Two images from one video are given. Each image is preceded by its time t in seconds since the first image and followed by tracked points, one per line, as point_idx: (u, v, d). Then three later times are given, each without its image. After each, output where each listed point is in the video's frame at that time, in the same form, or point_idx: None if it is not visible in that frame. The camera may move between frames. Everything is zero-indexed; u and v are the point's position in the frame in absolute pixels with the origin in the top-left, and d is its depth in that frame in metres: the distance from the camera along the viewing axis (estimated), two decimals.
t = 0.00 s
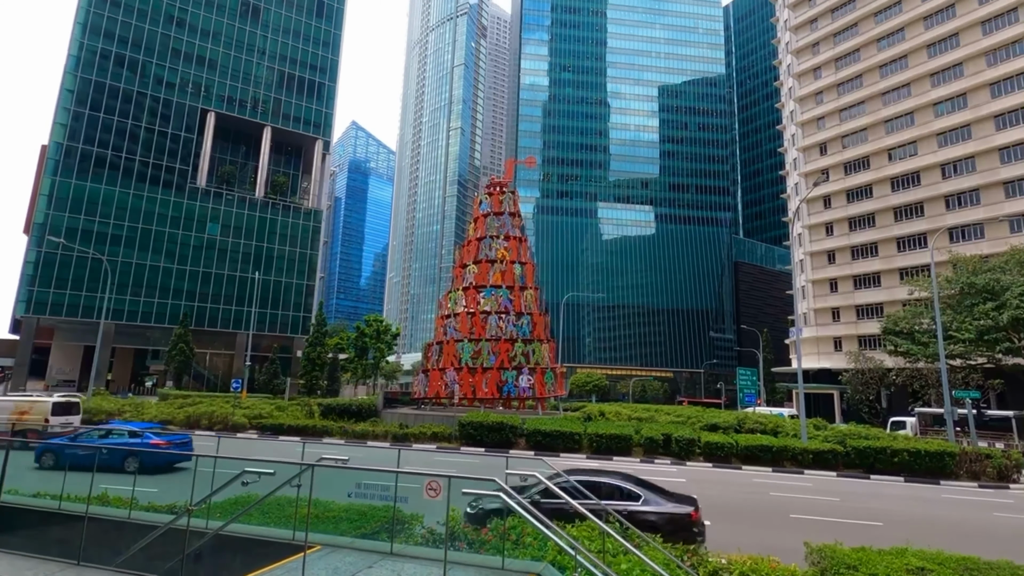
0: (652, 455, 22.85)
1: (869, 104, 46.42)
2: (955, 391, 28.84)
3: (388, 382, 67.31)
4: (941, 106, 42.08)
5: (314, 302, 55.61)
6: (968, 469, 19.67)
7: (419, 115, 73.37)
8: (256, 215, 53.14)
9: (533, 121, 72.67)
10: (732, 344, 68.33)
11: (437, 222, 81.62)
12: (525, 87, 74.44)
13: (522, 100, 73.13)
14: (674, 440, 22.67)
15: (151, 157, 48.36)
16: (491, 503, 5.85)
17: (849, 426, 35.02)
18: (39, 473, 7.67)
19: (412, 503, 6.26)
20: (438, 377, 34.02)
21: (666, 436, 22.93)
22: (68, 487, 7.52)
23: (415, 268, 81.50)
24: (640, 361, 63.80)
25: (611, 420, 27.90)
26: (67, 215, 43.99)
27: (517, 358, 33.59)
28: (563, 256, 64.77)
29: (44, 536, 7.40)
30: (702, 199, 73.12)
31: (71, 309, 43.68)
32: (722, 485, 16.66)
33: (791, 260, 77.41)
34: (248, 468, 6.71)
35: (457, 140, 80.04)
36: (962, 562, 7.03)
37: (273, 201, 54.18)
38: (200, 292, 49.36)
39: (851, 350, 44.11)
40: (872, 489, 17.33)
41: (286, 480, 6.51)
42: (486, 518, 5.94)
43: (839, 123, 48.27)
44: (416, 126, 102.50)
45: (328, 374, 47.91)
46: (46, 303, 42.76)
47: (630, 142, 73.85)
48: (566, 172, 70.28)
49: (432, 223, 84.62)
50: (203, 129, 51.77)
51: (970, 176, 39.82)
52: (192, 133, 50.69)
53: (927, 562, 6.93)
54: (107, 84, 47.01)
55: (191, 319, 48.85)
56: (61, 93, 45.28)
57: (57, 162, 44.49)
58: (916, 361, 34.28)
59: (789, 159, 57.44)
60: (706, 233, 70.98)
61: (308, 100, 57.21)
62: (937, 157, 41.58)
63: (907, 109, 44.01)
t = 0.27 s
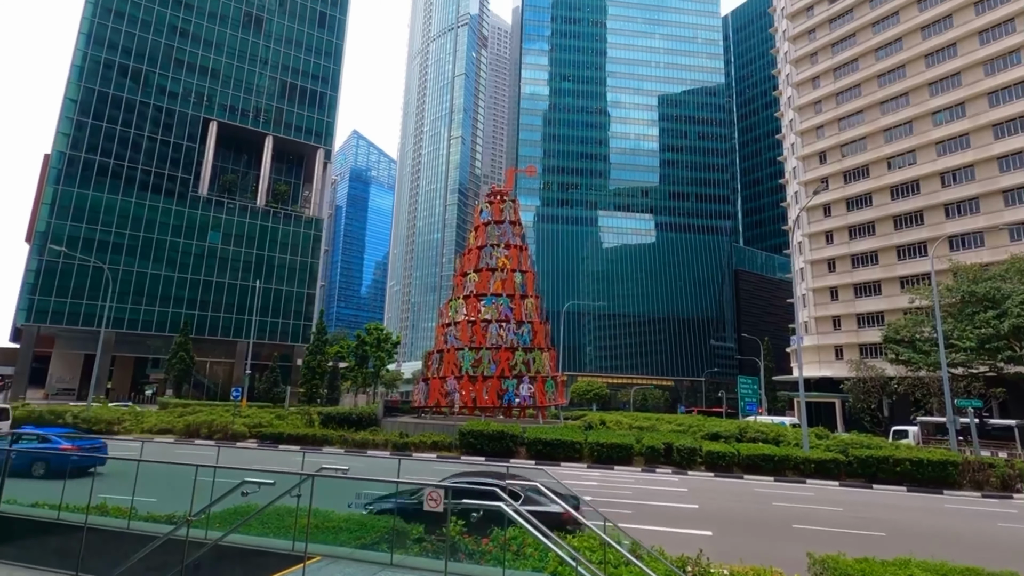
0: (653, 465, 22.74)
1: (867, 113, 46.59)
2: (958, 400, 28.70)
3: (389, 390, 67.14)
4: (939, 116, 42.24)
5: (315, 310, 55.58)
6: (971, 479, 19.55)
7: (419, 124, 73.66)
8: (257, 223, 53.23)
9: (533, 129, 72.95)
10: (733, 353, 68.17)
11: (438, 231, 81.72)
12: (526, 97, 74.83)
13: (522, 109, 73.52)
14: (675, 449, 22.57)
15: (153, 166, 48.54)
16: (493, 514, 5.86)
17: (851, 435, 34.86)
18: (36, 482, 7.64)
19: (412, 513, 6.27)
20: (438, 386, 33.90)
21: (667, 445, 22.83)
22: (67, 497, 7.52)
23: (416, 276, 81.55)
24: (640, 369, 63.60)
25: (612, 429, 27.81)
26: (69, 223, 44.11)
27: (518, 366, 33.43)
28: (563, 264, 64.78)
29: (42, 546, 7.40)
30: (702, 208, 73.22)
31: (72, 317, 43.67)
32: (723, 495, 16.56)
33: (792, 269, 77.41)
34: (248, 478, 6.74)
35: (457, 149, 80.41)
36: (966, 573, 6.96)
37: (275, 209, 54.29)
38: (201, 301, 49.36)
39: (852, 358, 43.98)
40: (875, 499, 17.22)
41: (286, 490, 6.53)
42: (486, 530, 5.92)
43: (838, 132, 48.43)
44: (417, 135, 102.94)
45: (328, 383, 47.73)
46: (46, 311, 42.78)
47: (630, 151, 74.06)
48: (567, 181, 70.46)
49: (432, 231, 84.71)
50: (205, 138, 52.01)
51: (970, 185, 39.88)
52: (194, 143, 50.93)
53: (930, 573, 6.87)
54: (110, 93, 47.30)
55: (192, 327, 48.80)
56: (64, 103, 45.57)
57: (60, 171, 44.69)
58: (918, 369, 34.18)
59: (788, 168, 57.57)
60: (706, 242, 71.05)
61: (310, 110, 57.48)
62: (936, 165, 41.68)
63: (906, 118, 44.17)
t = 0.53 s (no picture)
0: (655, 478, 22.58)
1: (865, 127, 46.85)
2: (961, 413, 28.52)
3: (389, 403, 66.91)
4: (936, 128, 42.44)
5: (315, 323, 55.51)
6: (976, 493, 19.37)
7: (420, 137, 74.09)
8: (258, 236, 53.36)
9: (533, 143, 73.38)
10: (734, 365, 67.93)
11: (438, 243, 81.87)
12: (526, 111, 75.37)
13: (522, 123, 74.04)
14: (678, 463, 22.42)
15: (155, 180, 48.78)
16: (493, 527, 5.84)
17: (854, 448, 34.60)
18: (36, 498, 7.91)
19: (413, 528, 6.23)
20: (439, 399, 33.73)
21: (669, 459, 22.69)
22: (66, 511, 7.78)
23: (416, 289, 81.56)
24: (641, 382, 63.35)
25: (614, 442, 27.67)
26: (71, 236, 44.26)
27: (519, 380, 33.29)
28: (564, 276, 64.82)
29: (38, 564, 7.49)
30: (702, 220, 73.35)
31: (72, 331, 43.70)
32: (726, 509, 16.42)
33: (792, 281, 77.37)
34: (248, 492, 6.76)
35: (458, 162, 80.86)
36: None
37: (276, 222, 54.43)
38: (201, 314, 49.33)
39: (854, 371, 43.80)
40: (879, 513, 17.04)
41: (286, 505, 6.54)
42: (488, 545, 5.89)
43: (836, 145, 48.68)
44: (418, 149, 103.55)
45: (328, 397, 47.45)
46: (47, 324, 42.79)
47: (630, 164, 74.34)
48: (567, 194, 70.74)
49: (433, 244, 84.79)
50: (208, 152, 52.33)
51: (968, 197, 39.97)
52: (196, 156, 51.23)
53: None
54: (114, 108, 47.73)
55: (192, 340, 48.73)
56: (68, 117, 45.97)
57: (63, 185, 44.95)
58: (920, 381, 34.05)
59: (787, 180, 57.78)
60: (706, 254, 71.10)
61: (311, 124, 57.86)
62: (935, 177, 41.80)
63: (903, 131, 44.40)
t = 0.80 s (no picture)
0: (656, 488, 22.44)
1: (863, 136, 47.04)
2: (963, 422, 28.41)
3: (389, 413, 66.69)
4: (934, 137, 42.59)
5: (316, 333, 55.41)
6: (980, 502, 19.25)
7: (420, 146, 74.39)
8: (259, 245, 53.38)
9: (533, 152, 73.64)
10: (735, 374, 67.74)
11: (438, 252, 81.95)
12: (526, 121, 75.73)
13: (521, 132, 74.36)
14: (679, 472, 22.30)
15: (156, 190, 48.86)
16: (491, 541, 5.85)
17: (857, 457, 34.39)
18: (33, 509, 7.89)
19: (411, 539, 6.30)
20: (439, 408, 33.56)
21: (670, 469, 22.56)
22: (63, 523, 7.75)
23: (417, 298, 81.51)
24: (642, 391, 63.10)
25: (615, 452, 27.54)
26: (73, 246, 44.36)
27: (519, 389, 33.12)
28: (564, 285, 64.81)
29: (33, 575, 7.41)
30: (702, 228, 73.42)
31: (72, 340, 43.62)
32: (727, 520, 16.31)
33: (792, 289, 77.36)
34: (247, 504, 6.88)
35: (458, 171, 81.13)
36: None
37: (276, 231, 54.47)
38: (202, 323, 49.25)
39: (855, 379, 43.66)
40: (882, 523, 16.93)
41: (285, 516, 6.66)
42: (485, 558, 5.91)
43: (835, 154, 48.86)
44: (418, 159, 103.95)
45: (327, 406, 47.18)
46: (47, 334, 42.75)
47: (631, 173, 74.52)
48: (567, 203, 70.87)
49: (433, 253, 84.79)
50: (209, 162, 52.48)
51: (967, 206, 40.02)
52: (197, 166, 51.37)
53: None
54: (116, 118, 47.96)
55: (192, 350, 48.63)
56: (71, 128, 46.23)
57: (64, 195, 45.06)
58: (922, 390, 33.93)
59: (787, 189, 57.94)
60: (707, 263, 71.14)
61: (312, 134, 58.04)
62: (934, 186, 41.89)
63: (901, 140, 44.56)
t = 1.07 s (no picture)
0: (659, 504, 22.21)
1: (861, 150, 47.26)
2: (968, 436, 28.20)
3: (389, 428, 66.32)
4: (931, 151, 42.77)
5: (316, 347, 55.26)
6: (987, 518, 19.04)
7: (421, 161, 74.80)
8: (260, 260, 53.46)
9: (533, 167, 74.04)
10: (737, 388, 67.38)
11: (439, 267, 82.02)
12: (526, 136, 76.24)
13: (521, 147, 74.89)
14: (682, 488, 22.08)
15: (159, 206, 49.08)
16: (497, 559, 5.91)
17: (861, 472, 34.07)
18: (31, 529, 8.11)
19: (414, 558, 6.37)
20: (439, 423, 33.30)
21: (673, 484, 22.34)
22: (59, 543, 8.00)
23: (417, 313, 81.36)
24: (644, 405, 62.72)
25: (617, 468, 27.33)
26: (75, 261, 44.45)
27: (520, 404, 32.82)
28: (565, 299, 64.76)
29: None
30: (702, 242, 73.53)
31: (72, 356, 43.52)
32: (730, 536, 16.12)
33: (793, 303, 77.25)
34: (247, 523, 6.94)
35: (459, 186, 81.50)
36: None
37: (277, 246, 54.59)
38: (202, 338, 49.14)
39: (858, 393, 43.39)
40: (887, 540, 16.72)
41: (286, 535, 6.73)
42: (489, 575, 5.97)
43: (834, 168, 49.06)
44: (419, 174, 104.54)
45: (327, 422, 46.89)
46: (48, 349, 42.70)
47: (631, 187, 74.81)
48: (567, 217, 71.08)
49: (434, 267, 84.80)
50: (211, 178, 52.75)
51: (966, 219, 40.06)
52: (200, 182, 51.63)
53: None
54: (120, 135, 48.38)
55: (192, 365, 48.50)
56: (74, 144, 46.60)
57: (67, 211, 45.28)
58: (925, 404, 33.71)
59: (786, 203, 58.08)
60: (707, 276, 71.16)
61: (314, 149, 58.42)
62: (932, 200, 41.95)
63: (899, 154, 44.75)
